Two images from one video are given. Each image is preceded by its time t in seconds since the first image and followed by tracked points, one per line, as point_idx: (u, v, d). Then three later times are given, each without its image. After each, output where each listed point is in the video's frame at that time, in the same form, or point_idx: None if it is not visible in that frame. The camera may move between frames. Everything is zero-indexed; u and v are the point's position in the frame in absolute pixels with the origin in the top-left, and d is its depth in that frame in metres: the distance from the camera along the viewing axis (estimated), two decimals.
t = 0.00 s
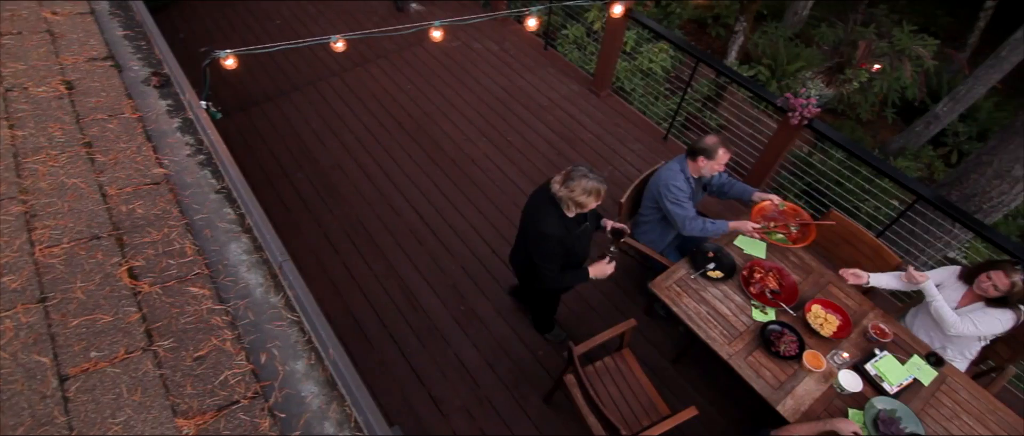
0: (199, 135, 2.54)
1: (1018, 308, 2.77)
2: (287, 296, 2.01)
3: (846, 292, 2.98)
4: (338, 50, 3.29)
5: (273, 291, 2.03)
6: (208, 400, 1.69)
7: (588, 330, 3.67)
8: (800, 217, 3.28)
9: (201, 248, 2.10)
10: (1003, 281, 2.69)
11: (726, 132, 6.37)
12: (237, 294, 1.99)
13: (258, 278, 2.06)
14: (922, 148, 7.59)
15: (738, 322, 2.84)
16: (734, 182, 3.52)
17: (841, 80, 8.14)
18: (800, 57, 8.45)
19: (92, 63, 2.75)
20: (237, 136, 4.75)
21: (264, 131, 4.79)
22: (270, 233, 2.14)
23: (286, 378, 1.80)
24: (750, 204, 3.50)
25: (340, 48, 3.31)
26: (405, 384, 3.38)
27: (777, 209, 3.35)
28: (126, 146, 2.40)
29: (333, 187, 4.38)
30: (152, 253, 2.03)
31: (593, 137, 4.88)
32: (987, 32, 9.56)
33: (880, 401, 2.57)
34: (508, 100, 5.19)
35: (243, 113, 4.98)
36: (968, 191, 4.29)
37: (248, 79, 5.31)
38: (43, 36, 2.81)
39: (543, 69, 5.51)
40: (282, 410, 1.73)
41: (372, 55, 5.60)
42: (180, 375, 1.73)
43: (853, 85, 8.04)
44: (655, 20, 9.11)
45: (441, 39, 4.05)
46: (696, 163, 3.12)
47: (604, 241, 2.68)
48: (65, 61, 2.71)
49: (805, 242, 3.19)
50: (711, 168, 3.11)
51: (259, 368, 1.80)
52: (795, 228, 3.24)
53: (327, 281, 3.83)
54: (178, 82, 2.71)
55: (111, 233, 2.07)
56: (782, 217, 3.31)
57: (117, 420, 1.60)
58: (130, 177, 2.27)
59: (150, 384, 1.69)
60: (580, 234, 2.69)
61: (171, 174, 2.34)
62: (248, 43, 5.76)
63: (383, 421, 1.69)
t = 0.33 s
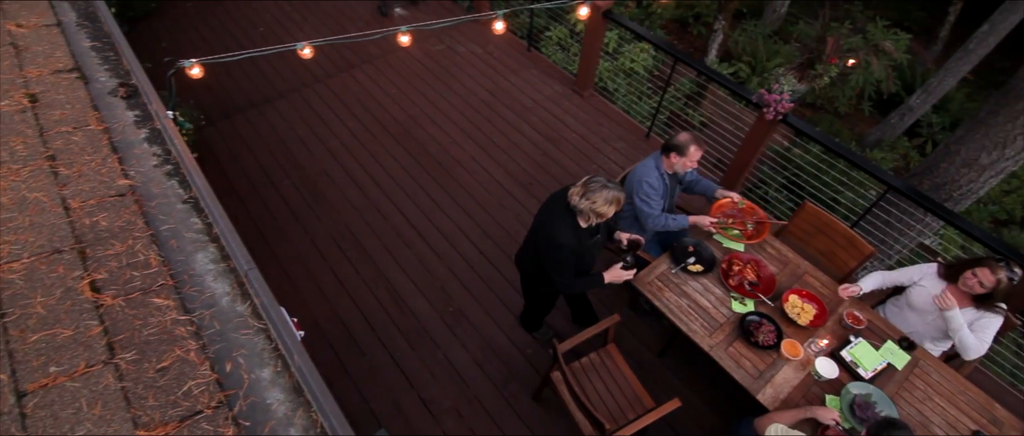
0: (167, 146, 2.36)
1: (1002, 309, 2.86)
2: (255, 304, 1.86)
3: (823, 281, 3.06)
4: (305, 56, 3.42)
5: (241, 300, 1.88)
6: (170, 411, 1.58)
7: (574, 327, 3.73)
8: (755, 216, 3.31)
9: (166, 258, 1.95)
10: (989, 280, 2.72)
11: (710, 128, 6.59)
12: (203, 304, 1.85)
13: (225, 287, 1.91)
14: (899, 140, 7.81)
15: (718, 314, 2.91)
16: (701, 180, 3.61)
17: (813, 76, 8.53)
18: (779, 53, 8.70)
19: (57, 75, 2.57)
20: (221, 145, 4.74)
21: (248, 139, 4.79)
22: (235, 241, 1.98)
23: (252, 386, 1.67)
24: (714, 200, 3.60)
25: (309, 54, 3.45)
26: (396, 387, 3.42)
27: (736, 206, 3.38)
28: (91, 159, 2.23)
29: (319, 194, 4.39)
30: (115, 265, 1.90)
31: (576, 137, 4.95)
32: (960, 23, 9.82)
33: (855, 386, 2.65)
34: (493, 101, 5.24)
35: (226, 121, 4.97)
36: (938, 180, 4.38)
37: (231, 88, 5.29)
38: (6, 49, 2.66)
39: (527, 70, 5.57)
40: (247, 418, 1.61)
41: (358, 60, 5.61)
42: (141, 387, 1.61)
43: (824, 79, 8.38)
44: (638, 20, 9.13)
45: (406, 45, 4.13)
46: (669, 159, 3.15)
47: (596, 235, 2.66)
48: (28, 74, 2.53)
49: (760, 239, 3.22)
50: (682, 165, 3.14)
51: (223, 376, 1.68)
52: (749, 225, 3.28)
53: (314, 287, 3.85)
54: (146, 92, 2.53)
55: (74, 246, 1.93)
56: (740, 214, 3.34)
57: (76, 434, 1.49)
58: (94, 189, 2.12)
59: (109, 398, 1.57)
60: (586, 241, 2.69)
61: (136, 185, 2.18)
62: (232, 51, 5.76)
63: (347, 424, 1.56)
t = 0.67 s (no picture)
0: (132, 158, 2.35)
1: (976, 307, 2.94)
2: (218, 315, 1.87)
3: (799, 271, 3.15)
4: (271, 64, 3.47)
5: (204, 311, 1.89)
6: (131, 424, 1.59)
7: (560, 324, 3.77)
8: (725, 216, 3.36)
9: (129, 271, 1.96)
10: (962, 275, 2.76)
11: (692, 125, 6.72)
12: (166, 316, 1.86)
13: (189, 299, 1.92)
14: (873, 131, 8.04)
15: (697, 307, 2.98)
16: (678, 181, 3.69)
17: (783, 72, 8.70)
18: (756, 51, 8.89)
19: (19, 90, 2.53)
20: (203, 155, 4.73)
21: (231, 148, 4.78)
22: (199, 252, 1.97)
23: (215, 397, 1.68)
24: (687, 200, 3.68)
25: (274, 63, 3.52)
26: (383, 390, 3.44)
27: (707, 207, 3.44)
28: (53, 174, 2.22)
29: (303, 200, 4.41)
30: (75, 279, 1.90)
31: (559, 137, 5.01)
32: (930, 17, 10.11)
33: (829, 371, 2.73)
34: (476, 104, 5.28)
35: (207, 130, 4.95)
36: (908, 169, 4.48)
37: (213, 96, 5.28)
38: None
39: (509, 72, 5.62)
40: (209, 428, 1.62)
41: (340, 66, 5.63)
42: (102, 401, 1.62)
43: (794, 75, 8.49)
44: (619, 22, 9.13)
45: (371, 50, 4.12)
46: (650, 159, 3.22)
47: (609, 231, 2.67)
48: None
49: (729, 239, 3.25)
50: (662, 164, 3.22)
51: (186, 388, 1.69)
52: (720, 225, 3.32)
53: (300, 293, 3.86)
54: (111, 105, 2.50)
55: (33, 262, 1.92)
56: (712, 214, 3.40)
57: None
58: (55, 204, 2.11)
59: (69, 413, 1.58)
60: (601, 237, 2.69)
61: (99, 199, 2.17)
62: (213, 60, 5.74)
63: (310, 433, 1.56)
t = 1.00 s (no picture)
0: (96, 172, 2.23)
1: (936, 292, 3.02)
2: (182, 326, 1.79)
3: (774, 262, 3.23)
4: (233, 75, 3.47)
5: (168, 324, 1.81)
6: None
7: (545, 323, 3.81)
8: (700, 213, 3.42)
9: (91, 287, 1.87)
10: (919, 265, 2.87)
11: (672, 123, 6.85)
12: (128, 330, 1.78)
13: (153, 313, 1.83)
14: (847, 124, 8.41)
15: (676, 301, 3.04)
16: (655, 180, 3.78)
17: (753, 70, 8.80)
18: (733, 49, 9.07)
19: None
20: (185, 165, 4.70)
21: (212, 158, 4.76)
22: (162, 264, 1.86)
23: (178, 409, 1.62)
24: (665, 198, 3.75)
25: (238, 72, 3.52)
26: (371, 395, 3.46)
27: (683, 204, 3.50)
28: (11, 189, 2.10)
29: (286, 208, 4.40)
30: (34, 297, 1.81)
31: (541, 138, 5.06)
32: (900, 13, 10.38)
33: (804, 360, 2.80)
34: (458, 107, 5.32)
35: (188, 140, 4.92)
36: (879, 161, 4.61)
37: (194, 106, 5.25)
38: None
39: (491, 76, 5.66)
40: None
41: (322, 73, 5.62)
42: (60, 419, 1.56)
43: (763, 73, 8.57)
44: (599, 22, 9.22)
45: (335, 57, 4.10)
46: (633, 161, 3.11)
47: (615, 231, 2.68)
48: None
49: (706, 235, 3.33)
50: (645, 167, 3.13)
51: (147, 402, 1.63)
52: (696, 221, 3.39)
53: (285, 301, 3.86)
54: (73, 117, 2.37)
55: None
56: (687, 212, 3.45)
57: None
58: (13, 221, 2.01)
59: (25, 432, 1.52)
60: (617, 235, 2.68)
61: (60, 214, 2.06)
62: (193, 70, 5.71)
63: None
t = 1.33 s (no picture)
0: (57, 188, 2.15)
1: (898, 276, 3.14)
2: (143, 343, 1.76)
3: (749, 257, 3.31)
4: (196, 86, 3.46)
5: (128, 341, 1.77)
6: None
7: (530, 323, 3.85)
8: (677, 210, 3.50)
9: (49, 306, 1.82)
10: (878, 251, 2.99)
11: (654, 122, 6.94)
12: (88, 349, 1.74)
13: (113, 330, 1.79)
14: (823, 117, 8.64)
15: (655, 297, 3.10)
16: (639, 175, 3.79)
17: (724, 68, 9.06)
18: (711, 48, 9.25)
19: None
20: (163, 177, 4.67)
21: (191, 169, 4.73)
22: (122, 281, 1.81)
23: (137, 426, 1.59)
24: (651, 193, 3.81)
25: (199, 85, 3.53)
26: (356, 402, 3.46)
27: (661, 202, 3.55)
28: None
29: (268, 217, 4.39)
30: None
31: (522, 140, 5.11)
32: (873, 8, 10.62)
33: (779, 350, 2.88)
34: (439, 110, 5.33)
35: (166, 152, 4.88)
36: (850, 154, 4.74)
37: (171, 116, 5.21)
38: None
39: (471, 79, 5.68)
40: None
41: (301, 80, 5.60)
42: None
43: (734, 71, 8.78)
44: (579, 23, 9.24)
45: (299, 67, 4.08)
46: (610, 164, 3.12)
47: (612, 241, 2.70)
48: None
49: (683, 231, 3.40)
50: (623, 169, 3.13)
51: (107, 420, 1.60)
52: (673, 218, 3.46)
53: (268, 310, 3.85)
54: (34, 134, 2.26)
55: None
56: (666, 209, 3.52)
57: None
58: None
59: None
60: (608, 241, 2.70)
61: (19, 233, 1.99)
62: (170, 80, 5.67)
63: None
